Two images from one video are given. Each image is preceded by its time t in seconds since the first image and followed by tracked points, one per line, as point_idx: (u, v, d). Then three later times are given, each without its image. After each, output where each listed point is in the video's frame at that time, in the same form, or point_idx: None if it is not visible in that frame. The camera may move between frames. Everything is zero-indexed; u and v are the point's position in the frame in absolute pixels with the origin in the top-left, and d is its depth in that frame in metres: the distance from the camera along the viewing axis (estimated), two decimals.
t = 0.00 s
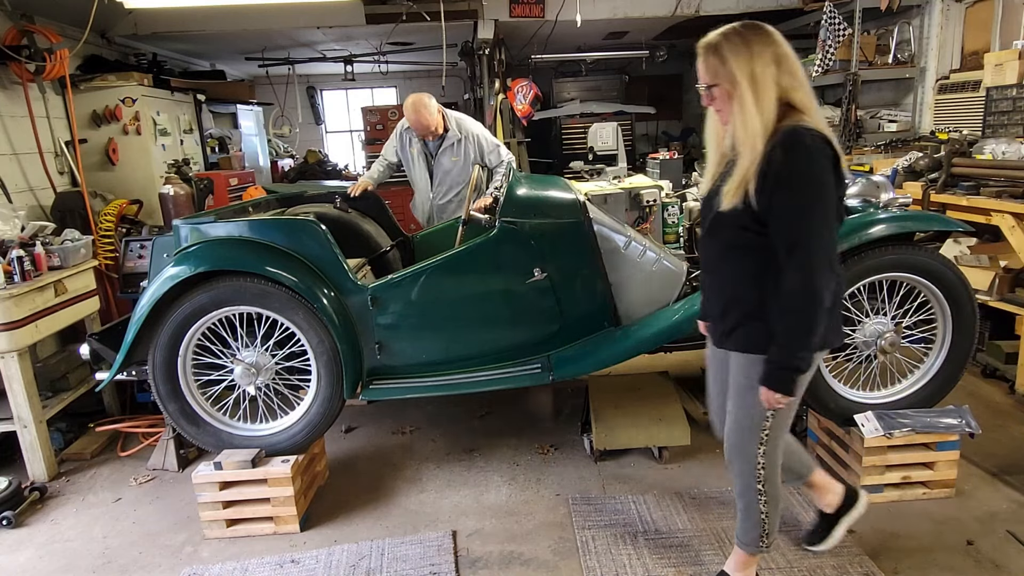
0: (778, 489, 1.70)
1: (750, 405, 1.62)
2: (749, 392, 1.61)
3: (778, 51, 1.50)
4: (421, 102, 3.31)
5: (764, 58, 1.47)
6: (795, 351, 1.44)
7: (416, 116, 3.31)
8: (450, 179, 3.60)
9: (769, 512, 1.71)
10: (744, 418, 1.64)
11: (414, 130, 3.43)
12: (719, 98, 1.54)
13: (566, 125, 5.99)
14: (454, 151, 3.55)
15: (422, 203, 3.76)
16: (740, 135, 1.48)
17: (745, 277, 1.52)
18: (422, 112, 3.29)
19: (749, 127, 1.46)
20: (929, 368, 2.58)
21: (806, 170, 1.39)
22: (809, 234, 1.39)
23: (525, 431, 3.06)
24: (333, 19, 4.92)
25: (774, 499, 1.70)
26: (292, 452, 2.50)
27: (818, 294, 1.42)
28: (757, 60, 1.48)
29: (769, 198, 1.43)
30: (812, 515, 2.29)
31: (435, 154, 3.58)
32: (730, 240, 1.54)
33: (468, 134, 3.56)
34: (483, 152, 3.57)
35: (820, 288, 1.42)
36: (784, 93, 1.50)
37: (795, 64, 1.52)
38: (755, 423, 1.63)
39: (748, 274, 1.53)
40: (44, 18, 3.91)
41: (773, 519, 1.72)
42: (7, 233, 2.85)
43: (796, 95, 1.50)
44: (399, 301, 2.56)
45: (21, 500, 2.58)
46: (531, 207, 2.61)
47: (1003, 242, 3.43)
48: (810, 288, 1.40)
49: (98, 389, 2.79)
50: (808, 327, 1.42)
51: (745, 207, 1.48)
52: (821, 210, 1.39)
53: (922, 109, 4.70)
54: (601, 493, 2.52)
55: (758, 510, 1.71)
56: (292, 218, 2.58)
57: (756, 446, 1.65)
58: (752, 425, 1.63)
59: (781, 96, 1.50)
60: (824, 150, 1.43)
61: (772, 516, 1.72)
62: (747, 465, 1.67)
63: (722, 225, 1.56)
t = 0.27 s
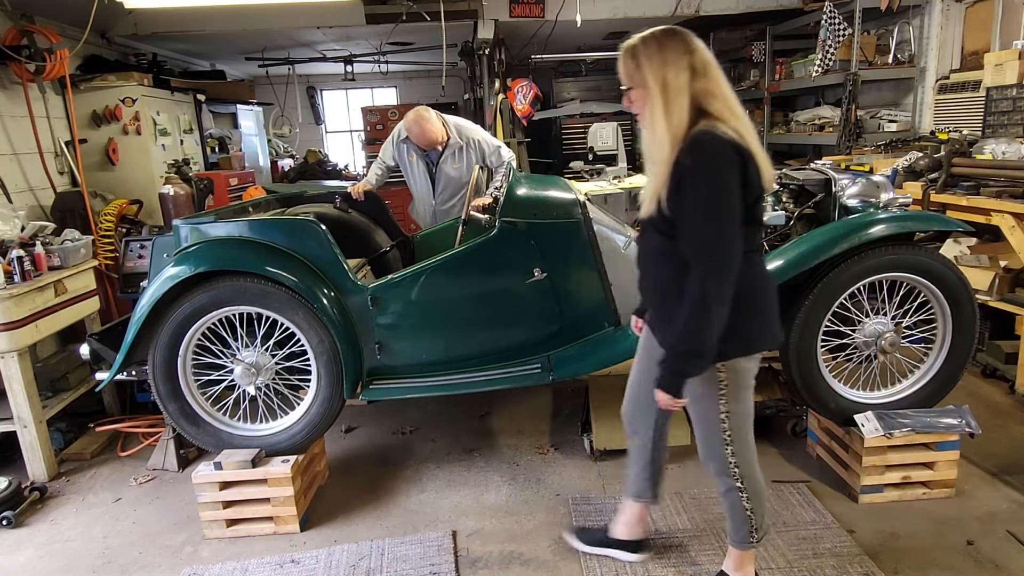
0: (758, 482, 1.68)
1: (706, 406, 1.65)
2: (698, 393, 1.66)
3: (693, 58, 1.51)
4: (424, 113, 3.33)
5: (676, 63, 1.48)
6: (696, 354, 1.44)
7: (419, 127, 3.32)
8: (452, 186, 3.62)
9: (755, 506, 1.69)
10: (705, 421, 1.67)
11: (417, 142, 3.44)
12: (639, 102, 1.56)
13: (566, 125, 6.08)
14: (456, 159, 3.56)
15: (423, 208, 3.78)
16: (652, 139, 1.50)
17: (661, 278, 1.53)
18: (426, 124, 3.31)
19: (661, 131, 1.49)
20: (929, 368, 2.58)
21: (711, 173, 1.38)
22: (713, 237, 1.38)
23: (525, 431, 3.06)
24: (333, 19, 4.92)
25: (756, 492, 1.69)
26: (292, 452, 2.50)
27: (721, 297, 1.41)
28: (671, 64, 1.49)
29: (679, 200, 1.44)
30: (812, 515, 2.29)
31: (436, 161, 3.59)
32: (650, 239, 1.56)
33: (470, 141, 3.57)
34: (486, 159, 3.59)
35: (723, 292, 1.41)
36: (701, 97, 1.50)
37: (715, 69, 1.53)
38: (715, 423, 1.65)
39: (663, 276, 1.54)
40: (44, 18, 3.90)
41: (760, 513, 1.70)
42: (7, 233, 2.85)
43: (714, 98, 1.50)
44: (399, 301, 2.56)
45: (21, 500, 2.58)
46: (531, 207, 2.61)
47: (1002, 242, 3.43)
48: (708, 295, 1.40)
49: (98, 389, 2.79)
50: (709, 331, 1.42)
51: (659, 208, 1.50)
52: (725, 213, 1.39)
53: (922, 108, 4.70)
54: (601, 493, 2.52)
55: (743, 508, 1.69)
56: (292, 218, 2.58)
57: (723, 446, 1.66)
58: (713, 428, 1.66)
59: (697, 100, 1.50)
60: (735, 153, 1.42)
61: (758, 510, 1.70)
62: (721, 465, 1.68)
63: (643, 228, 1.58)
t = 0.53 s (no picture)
0: (688, 475, 1.70)
1: (622, 410, 1.66)
2: (612, 397, 1.67)
3: (604, 74, 1.54)
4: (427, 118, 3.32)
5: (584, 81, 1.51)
6: (603, 357, 1.50)
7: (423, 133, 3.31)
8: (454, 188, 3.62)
9: (693, 496, 1.71)
10: (621, 424, 1.68)
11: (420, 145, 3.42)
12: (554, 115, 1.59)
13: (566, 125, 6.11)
14: (458, 161, 3.55)
15: (423, 210, 3.77)
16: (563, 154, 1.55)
17: (575, 283, 1.58)
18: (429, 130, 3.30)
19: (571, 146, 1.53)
20: (929, 369, 2.58)
21: (619, 187, 1.42)
22: (621, 248, 1.43)
23: (525, 431, 3.06)
24: (333, 19, 4.92)
25: (691, 485, 1.70)
26: (293, 452, 2.50)
27: (628, 305, 1.46)
28: (580, 82, 1.53)
29: (589, 211, 1.48)
30: (812, 515, 2.29)
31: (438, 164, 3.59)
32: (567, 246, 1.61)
33: (471, 144, 3.58)
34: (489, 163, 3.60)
35: (630, 301, 1.46)
36: (611, 112, 1.53)
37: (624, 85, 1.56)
38: (630, 426, 1.67)
39: (577, 282, 1.59)
40: (44, 18, 3.90)
41: (704, 501, 1.72)
42: (7, 233, 2.85)
43: (623, 113, 1.54)
44: (399, 301, 2.56)
45: (21, 500, 2.58)
46: (531, 207, 2.62)
47: (1002, 242, 3.43)
48: (615, 302, 1.45)
49: (98, 389, 2.79)
50: (616, 337, 1.48)
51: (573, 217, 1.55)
52: (632, 226, 1.43)
53: (922, 108, 4.69)
54: (601, 493, 2.52)
55: (681, 501, 1.71)
56: (292, 218, 2.58)
57: (642, 449, 1.67)
58: (628, 431, 1.67)
59: (607, 115, 1.54)
60: (643, 168, 1.46)
61: (700, 500, 1.72)
62: (644, 465, 1.68)
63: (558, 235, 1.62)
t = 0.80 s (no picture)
0: (548, 462, 1.77)
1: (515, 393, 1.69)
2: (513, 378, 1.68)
3: (527, 76, 1.59)
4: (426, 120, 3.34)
5: (508, 85, 1.56)
6: (557, 350, 1.52)
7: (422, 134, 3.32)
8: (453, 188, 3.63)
9: (549, 482, 1.78)
10: (507, 405, 1.70)
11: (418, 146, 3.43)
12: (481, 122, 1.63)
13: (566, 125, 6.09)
14: (457, 163, 3.56)
15: (422, 212, 3.76)
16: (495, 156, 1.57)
17: (519, 279, 1.60)
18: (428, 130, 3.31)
19: (502, 149, 1.56)
20: (930, 369, 2.58)
21: (559, 181, 1.46)
22: (568, 240, 1.46)
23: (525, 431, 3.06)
24: (333, 19, 4.92)
25: (550, 472, 1.78)
26: (293, 453, 2.50)
27: (577, 296, 1.50)
28: (506, 86, 1.58)
29: (531, 208, 1.51)
30: (812, 514, 2.29)
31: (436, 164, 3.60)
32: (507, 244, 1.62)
33: (470, 144, 3.61)
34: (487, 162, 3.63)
35: (579, 292, 1.50)
36: (539, 111, 1.58)
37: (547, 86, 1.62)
38: (517, 409, 1.69)
39: (521, 278, 1.60)
40: (44, 18, 3.90)
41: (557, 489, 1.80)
42: (7, 233, 2.85)
43: (551, 113, 1.59)
44: (399, 301, 2.56)
45: (21, 500, 2.58)
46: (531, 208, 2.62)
47: (1002, 242, 3.43)
48: (565, 291, 1.47)
49: (98, 389, 2.79)
50: (568, 328, 1.50)
51: (510, 214, 1.57)
52: (576, 217, 1.47)
53: (922, 108, 4.69)
54: (600, 493, 2.52)
55: (536, 484, 1.78)
56: (292, 218, 2.58)
57: (516, 431, 1.70)
58: (514, 411, 1.69)
59: (534, 115, 1.58)
60: (580, 161, 1.51)
61: (554, 487, 1.79)
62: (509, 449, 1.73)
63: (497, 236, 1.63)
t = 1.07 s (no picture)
0: (471, 481, 1.77)
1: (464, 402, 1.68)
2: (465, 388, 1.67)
3: (458, 90, 1.57)
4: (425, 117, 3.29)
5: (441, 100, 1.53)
6: (508, 365, 1.50)
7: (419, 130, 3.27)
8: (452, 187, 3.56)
9: (461, 501, 1.78)
10: (456, 415, 1.70)
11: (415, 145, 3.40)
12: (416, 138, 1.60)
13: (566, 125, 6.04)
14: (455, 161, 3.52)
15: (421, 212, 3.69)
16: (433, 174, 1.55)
17: (461, 295, 1.59)
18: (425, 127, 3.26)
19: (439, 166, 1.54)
20: (930, 369, 2.58)
21: (497, 196, 1.46)
22: (508, 255, 1.46)
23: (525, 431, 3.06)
24: (333, 19, 4.92)
25: (467, 491, 1.78)
26: (293, 453, 2.50)
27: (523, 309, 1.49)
28: (438, 101, 1.55)
29: (469, 223, 1.49)
30: (812, 514, 2.30)
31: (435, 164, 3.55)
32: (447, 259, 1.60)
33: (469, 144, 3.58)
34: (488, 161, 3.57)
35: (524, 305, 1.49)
36: (473, 125, 1.57)
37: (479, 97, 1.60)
38: (465, 418, 1.69)
39: (464, 293, 1.58)
40: (44, 18, 3.90)
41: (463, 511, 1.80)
42: (7, 233, 2.85)
43: (485, 125, 1.58)
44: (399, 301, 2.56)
45: (21, 500, 2.58)
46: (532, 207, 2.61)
47: (1002, 242, 3.43)
48: (509, 305, 1.47)
49: (98, 388, 2.79)
50: (517, 343, 1.49)
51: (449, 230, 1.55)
52: (516, 231, 1.47)
53: (922, 108, 4.69)
54: (600, 493, 2.52)
55: (449, 500, 1.78)
56: (292, 218, 2.58)
57: (460, 441, 1.71)
58: (462, 420, 1.69)
59: (468, 129, 1.56)
60: (516, 173, 1.51)
61: (462, 508, 1.80)
62: (449, 456, 1.73)
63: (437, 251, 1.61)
